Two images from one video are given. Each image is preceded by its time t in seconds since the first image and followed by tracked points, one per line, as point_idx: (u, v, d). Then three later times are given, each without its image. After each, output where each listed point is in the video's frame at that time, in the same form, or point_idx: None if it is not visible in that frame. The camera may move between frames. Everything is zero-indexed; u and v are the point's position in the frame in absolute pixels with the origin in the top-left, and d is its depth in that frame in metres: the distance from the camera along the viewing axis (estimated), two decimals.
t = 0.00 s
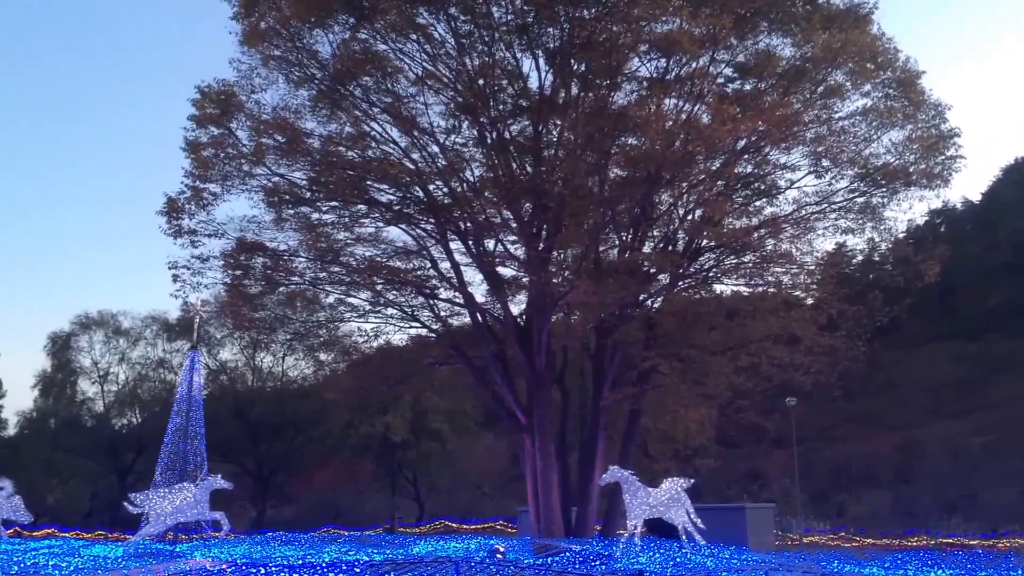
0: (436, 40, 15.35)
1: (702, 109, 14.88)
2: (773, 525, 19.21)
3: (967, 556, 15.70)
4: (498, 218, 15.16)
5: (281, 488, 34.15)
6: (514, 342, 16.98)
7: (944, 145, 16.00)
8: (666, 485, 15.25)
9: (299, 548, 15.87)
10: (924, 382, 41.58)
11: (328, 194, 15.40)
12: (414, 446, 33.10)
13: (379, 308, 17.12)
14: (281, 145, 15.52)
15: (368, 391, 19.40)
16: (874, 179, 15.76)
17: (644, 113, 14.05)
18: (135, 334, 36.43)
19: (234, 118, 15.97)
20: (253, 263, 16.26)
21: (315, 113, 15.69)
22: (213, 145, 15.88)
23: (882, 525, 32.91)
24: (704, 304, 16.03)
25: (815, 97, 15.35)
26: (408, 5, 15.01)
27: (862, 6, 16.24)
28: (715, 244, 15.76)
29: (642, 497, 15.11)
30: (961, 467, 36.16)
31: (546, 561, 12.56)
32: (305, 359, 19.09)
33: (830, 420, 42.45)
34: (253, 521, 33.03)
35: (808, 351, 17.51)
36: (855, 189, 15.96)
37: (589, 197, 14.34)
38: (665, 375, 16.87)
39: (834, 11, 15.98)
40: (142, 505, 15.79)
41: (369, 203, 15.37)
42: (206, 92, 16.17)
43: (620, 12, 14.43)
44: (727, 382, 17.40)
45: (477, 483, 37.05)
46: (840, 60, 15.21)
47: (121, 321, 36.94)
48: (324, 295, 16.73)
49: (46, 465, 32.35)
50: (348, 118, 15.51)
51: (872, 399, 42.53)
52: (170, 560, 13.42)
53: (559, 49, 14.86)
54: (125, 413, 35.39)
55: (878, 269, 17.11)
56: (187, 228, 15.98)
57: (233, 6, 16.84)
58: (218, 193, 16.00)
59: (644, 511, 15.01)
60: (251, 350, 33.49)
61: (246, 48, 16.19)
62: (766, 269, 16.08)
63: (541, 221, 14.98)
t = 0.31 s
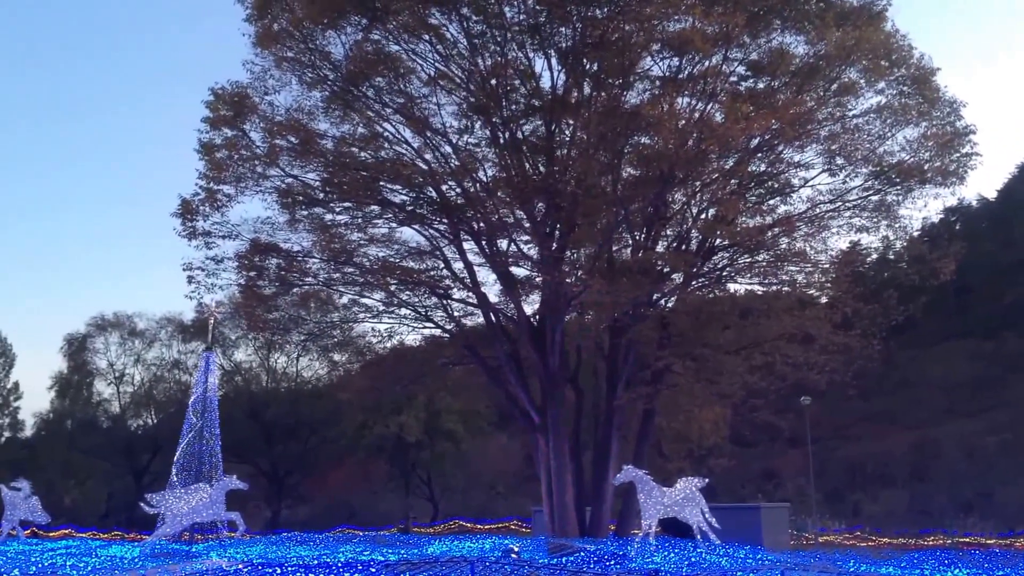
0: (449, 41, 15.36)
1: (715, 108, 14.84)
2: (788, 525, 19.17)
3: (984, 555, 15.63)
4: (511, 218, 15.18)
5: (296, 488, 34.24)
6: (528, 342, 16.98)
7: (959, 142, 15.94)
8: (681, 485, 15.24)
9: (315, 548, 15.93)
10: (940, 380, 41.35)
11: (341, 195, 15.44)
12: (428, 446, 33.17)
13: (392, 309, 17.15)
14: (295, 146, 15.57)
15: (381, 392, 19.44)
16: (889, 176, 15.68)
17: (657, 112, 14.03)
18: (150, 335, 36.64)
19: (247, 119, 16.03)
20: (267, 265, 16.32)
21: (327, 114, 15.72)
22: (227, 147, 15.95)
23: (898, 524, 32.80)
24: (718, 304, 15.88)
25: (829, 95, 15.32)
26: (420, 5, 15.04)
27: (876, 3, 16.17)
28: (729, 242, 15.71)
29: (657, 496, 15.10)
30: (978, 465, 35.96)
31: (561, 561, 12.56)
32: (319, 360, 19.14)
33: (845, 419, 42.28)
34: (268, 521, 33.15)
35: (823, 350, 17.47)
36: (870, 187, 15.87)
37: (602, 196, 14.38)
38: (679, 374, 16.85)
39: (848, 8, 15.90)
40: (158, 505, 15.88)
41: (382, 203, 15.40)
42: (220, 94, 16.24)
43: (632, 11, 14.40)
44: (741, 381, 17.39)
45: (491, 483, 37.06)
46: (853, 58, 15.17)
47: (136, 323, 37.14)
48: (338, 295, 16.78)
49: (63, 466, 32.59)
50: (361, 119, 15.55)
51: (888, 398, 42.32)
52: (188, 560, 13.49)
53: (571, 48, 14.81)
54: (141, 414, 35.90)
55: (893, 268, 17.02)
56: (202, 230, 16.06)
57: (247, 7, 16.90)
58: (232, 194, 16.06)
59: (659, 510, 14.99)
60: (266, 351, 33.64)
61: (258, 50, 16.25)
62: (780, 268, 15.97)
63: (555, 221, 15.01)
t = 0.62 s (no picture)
0: (461, 41, 15.38)
1: (728, 107, 14.77)
2: (804, 524, 19.11)
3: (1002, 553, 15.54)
4: (525, 218, 15.17)
5: (310, 488, 34.33)
6: (541, 342, 16.98)
7: (975, 139, 15.86)
8: (695, 485, 15.23)
9: (330, 548, 15.99)
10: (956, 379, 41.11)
11: (354, 196, 15.47)
12: (441, 447, 33.18)
13: (406, 309, 17.18)
14: (308, 148, 15.61)
15: (395, 392, 19.46)
16: (904, 174, 15.56)
17: (670, 111, 14.03)
18: (166, 337, 36.81)
19: (261, 121, 16.08)
20: (281, 266, 16.38)
21: (340, 115, 15.74)
22: (241, 148, 16.02)
23: (914, 524, 32.66)
24: (732, 303, 15.83)
25: (843, 93, 15.22)
26: (432, 6, 15.06)
27: None
28: (743, 241, 15.64)
29: (670, 496, 15.12)
30: (994, 464, 35.75)
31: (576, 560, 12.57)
32: (332, 360, 19.18)
33: (860, 418, 42.10)
34: (282, 521, 33.26)
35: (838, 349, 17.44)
36: (884, 185, 15.79)
37: (615, 196, 14.36)
38: (693, 374, 16.83)
39: (862, 5, 15.83)
40: (175, 506, 15.96)
41: (395, 204, 15.42)
42: (234, 96, 16.31)
43: (644, 10, 14.36)
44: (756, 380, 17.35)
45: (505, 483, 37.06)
46: (867, 55, 15.12)
47: (152, 324, 37.31)
48: (352, 296, 16.82)
49: (79, 467, 32.83)
50: (374, 119, 15.58)
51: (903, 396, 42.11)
52: (205, 560, 13.57)
53: (583, 48, 14.82)
54: (157, 416, 36.15)
55: (908, 266, 16.93)
56: (216, 231, 16.12)
57: (260, 8, 16.93)
58: (246, 196, 16.13)
59: (674, 510, 15.02)
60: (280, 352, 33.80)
61: (272, 51, 16.32)
62: (794, 266, 16.01)
63: (568, 220, 14.93)
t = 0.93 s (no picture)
0: (474, 42, 15.39)
1: (741, 105, 14.71)
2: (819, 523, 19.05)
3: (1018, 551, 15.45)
4: (537, 218, 15.15)
5: (325, 488, 34.40)
6: (554, 342, 17.00)
7: (990, 136, 15.77)
8: (709, 484, 15.15)
9: (345, 548, 16.05)
10: (971, 378, 40.89)
11: (367, 197, 15.51)
12: (455, 447, 33.18)
13: (419, 310, 17.21)
14: (321, 149, 15.65)
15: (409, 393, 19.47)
16: (918, 171, 15.51)
17: (683, 111, 14.00)
18: (180, 338, 36.97)
19: (274, 123, 16.14)
20: (295, 267, 16.42)
21: (353, 117, 15.78)
22: (255, 150, 16.08)
23: (930, 523, 32.50)
24: (745, 301, 15.80)
25: (857, 90, 15.19)
26: (444, 6, 15.08)
27: None
28: (756, 241, 15.66)
29: (685, 496, 15.03)
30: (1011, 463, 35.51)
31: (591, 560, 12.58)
32: (346, 360, 19.23)
33: (875, 417, 41.91)
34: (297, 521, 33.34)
35: (852, 347, 17.39)
36: (898, 182, 15.74)
37: (627, 196, 14.39)
38: (707, 373, 16.82)
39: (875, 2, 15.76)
40: (190, 506, 16.03)
41: (408, 205, 15.45)
42: (247, 98, 16.36)
43: (657, 9, 14.34)
44: (770, 379, 17.32)
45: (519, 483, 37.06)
46: (880, 52, 15.07)
47: (167, 326, 37.47)
48: (365, 296, 16.86)
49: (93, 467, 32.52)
50: (386, 120, 15.62)
51: (918, 395, 41.91)
52: (221, 560, 13.66)
53: (595, 48, 14.79)
54: (173, 416, 35.98)
55: (923, 263, 16.92)
56: (230, 233, 16.18)
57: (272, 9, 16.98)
58: (260, 197, 16.20)
59: (688, 510, 15.01)
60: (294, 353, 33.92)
61: (285, 53, 16.37)
62: (808, 265, 16.03)
63: (581, 220, 14.95)
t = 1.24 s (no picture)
0: (486, 42, 15.43)
1: (754, 104, 14.72)
2: (835, 523, 19.00)
3: None
4: (550, 218, 15.22)
5: (340, 488, 34.52)
6: (568, 341, 17.01)
7: (1006, 133, 15.67)
8: (724, 484, 15.15)
9: (360, 548, 16.11)
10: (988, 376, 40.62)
11: (380, 198, 15.58)
12: (469, 447, 33.24)
13: (433, 310, 17.26)
14: (335, 151, 15.72)
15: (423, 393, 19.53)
16: (933, 169, 15.46)
17: (696, 110, 13.98)
18: (196, 339, 37.15)
19: (288, 124, 16.22)
20: (309, 268, 16.49)
21: (366, 118, 15.87)
22: (268, 152, 16.16)
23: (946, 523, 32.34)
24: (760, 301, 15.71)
25: (871, 88, 15.11)
26: (455, 8, 15.12)
27: None
28: (770, 239, 15.65)
29: (699, 496, 15.05)
30: None
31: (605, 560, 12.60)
32: (361, 361, 19.30)
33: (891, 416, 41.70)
34: (312, 521, 33.48)
35: (867, 345, 17.33)
36: (913, 180, 15.67)
37: (640, 195, 14.35)
38: (722, 372, 16.79)
39: None
40: (207, 506, 16.09)
41: (422, 205, 15.51)
42: (261, 100, 16.44)
43: (669, 8, 14.29)
44: (785, 378, 17.28)
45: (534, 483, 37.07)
46: (895, 50, 15.01)
47: (182, 327, 37.68)
48: (379, 297, 16.93)
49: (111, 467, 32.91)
50: (399, 122, 15.70)
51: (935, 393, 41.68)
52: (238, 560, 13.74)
53: (608, 47, 14.80)
54: (188, 417, 35.77)
55: (939, 262, 16.81)
56: (245, 234, 16.28)
57: (285, 11, 17.02)
58: (274, 199, 16.29)
59: (703, 510, 14.98)
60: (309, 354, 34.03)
61: (298, 55, 16.45)
62: (823, 264, 15.99)
63: (594, 220, 14.96)
